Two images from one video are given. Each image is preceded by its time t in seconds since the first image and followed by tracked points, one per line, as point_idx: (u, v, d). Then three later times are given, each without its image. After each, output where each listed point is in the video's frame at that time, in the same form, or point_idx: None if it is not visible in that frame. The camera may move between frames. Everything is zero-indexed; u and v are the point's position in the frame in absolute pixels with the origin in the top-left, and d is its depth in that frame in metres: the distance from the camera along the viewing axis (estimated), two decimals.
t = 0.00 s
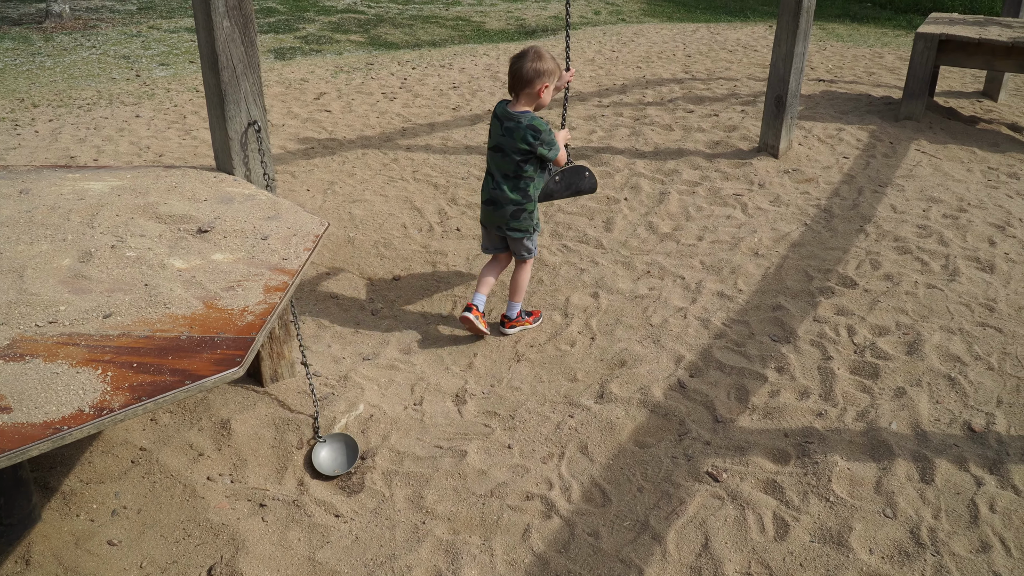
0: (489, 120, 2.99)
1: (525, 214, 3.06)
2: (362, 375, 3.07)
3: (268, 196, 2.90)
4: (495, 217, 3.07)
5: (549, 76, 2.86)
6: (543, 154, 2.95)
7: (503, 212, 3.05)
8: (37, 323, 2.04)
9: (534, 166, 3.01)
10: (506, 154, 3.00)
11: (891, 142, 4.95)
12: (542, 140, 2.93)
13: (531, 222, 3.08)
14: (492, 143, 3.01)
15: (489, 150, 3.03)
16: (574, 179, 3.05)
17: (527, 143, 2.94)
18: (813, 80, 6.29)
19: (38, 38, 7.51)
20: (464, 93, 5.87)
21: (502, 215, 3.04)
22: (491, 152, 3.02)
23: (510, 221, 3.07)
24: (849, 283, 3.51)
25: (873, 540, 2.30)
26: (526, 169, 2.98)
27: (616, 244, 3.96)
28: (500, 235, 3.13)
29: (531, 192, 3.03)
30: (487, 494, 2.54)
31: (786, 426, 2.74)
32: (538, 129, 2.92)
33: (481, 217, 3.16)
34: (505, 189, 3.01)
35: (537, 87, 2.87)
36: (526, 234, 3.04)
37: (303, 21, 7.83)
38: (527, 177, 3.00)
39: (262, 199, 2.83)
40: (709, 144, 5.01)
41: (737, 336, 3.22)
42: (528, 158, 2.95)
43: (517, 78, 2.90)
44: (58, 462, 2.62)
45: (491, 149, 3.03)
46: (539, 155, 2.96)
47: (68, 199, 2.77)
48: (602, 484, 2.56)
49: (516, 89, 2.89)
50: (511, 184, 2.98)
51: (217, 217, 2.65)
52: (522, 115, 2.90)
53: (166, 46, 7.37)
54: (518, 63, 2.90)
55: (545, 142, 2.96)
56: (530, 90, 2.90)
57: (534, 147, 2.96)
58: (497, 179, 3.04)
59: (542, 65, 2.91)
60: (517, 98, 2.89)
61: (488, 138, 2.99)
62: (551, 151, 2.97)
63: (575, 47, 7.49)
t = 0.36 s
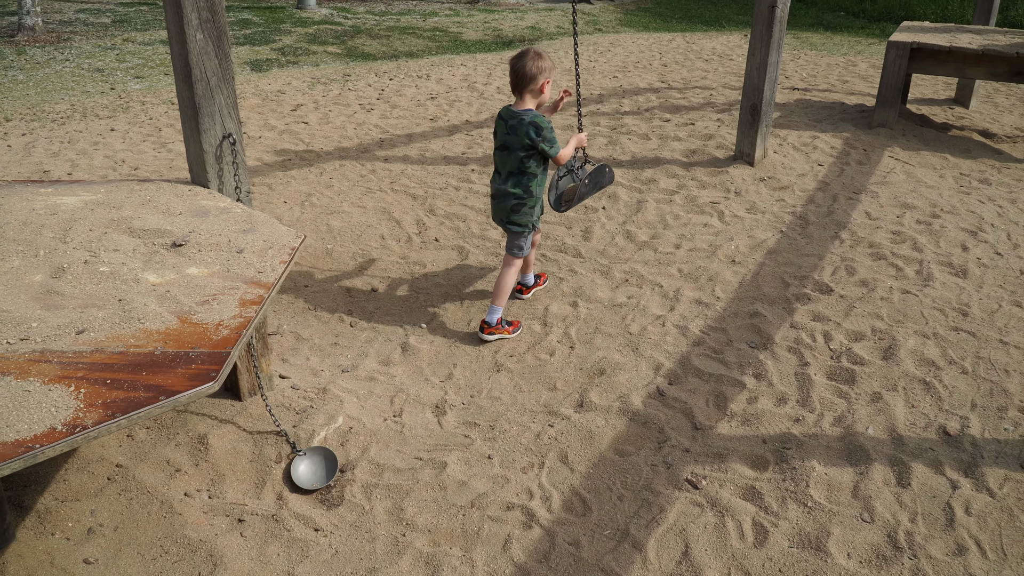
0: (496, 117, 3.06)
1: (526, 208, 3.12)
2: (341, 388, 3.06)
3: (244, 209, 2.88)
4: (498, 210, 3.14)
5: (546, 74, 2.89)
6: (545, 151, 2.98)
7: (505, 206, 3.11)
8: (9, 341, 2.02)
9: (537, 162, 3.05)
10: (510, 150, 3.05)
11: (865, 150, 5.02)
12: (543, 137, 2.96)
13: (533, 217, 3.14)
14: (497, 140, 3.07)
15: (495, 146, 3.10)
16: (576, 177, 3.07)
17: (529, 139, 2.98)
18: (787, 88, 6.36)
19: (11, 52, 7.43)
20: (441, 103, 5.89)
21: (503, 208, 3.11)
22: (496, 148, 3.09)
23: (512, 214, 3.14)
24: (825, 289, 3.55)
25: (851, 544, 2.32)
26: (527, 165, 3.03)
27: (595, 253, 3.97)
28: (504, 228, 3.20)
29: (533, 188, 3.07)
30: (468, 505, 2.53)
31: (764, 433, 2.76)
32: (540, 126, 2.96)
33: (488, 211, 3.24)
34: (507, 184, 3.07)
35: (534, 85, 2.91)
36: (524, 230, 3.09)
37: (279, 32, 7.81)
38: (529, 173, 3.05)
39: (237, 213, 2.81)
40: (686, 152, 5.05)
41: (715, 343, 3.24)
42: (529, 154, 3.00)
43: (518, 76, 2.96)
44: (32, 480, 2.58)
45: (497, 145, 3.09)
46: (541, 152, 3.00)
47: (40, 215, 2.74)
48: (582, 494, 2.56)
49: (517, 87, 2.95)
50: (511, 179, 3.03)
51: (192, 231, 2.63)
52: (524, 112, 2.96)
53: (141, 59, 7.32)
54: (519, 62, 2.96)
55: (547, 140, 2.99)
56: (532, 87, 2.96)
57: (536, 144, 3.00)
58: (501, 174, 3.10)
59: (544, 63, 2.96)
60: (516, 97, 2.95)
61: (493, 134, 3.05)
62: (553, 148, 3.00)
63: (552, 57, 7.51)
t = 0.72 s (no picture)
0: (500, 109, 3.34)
1: (527, 193, 3.32)
2: (320, 399, 3.04)
3: (218, 221, 2.86)
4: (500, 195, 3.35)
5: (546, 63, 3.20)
6: (544, 135, 3.23)
7: (507, 190, 3.33)
8: None
9: (537, 149, 3.29)
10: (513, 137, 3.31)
11: (838, 154, 5.08)
12: (543, 122, 3.23)
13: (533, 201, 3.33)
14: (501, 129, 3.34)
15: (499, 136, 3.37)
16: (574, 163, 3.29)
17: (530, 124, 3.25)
18: (762, 94, 6.43)
19: None
20: (418, 111, 5.89)
21: (505, 191, 3.32)
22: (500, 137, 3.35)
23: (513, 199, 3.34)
24: (800, 292, 3.58)
25: (828, 546, 2.34)
26: (528, 150, 3.27)
27: (573, 260, 3.98)
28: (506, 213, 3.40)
29: (533, 172, 3.30)
30: (447, 515, 2.53)
31: (742, 436, 2.78)
32: (540, 112, 3.24)
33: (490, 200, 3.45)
34: (509, 169, 3.30)
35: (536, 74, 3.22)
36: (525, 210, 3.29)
37: (254, 42, 7.77)
38: (529, 158, 3.28)
39: (211, 225, 2.79)
40: (662, 158, 5.08)
41: (692, 348, 3.25)
42: (529, 138, 3.25)
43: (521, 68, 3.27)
44: (4, 498, 2.54)
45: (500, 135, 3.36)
46: (541, 136, 3.25)
47: (10, 229, 2.70)
48: (562, 501, 2.56)
49: (521, 77, 3.26)
50: (513, 163, 3.27)
51: (164, 243, 2.60)
52: (527, 99, 3.24)
53: (114, 70, 7.26)
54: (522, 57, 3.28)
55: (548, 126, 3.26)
56: (535, 77, 3.26)
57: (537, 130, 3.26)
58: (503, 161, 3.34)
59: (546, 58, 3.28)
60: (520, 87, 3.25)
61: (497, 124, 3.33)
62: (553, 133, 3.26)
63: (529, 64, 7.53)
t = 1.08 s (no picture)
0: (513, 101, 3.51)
1: (535, 184, 3.52)
2: (295, 410, 3.01)
3: (188, 232, 2.82)
4: (509, 184, 3.54)
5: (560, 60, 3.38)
6: (554, 130, 3.42)
7: (516, 180, 3.52)
8: None
9: (547, 142, 3.48)
10: (525, 129, 3.50)
11: (810, 157, 5.14)
12: (554, 117, 3.42)
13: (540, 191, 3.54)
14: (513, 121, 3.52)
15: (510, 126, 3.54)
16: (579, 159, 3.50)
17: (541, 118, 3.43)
18: (734, 99, 6.49)
19: None
20: (392, 119, 5.88)
21: (514, 182, 3.51)
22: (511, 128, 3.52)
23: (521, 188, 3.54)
24: (773, 295, 3.61)
25: (803, 547, 2.36)
26: (538, 143, 3.46)
27: (548, 265, 3.99)
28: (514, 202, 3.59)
29: (541, 165, 3.49)
30: (424, 523, 2.52)
31: (717, 439, 2.79)
32: (552, 107, 3.42)
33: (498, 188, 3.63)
34: (519, 160, 3.49)
35: (551, 71, 3.39)
36: (532, 202, 3.48)
37: (226, 51, 7.72)
38: (539, 151, 3.47)
39: (181, 235, 2.75)
40: (636, 163, 5.11)
41: (667, 352, 3.27)
42: (540, 132, 3.44)
43: (537, 63, 3.44)
44: None
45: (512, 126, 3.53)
46: (551, 131, 3.43)
47: None
48: (539, 507, 2.56)
49: (535, 73, 3.43)
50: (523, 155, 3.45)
51: (133, 255, 2.57)
52: (539, 94, 3.42)
53: (84, 80, 7.18)
54: (537, 52, 3.44)
55: (558, 121, 3.44)
56: (548, 73, 3.44)
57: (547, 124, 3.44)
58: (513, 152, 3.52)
59: (560, 55, 3.46)
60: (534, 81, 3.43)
61: (510, 116, 3.50)
62: (561, 129, 3.45)
63: (503, 70, 7.54)
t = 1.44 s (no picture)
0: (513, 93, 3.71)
1: (536, 171, 3.69)
2: (271, 418, 2.99)
3: (158, 240, 2.79)
4: (512, 172, 3.72)
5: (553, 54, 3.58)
6: (552, 118, 3.60)
7: (518, 167, 3.70)
8: None
9: (546, 130, 3.65)
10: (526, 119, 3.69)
11: (782, 158, 5.19)
12: (551, 105, 3.60)
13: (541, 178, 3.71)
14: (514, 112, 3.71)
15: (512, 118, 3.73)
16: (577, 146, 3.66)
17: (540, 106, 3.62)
18: (708, 100, 6.54)
19: None
20: (367, 124, 5.87)
21: (516, 169, 3.69)
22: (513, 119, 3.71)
23: (523, 175, 3.72)
24: (748, 295, 3.64)
25: (778, 544, 2.37)
26: (537, 131, 3.63)
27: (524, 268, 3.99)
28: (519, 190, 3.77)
29: (542, 152, 3.66)
30: (402, 530, 2.51)
31: (694, 439, 2.80)
32: (549, 96, 3.61)
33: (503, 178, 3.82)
34: (520, 148, 3.67)
35: (546, 62, 3.59)
36: (533, 187, 3.65)
37: (199, 57, 7.66)
38: (539, 139, 3.65)
39: (150, 244, 2.72)
40: (612, 166, 5.13)
41: (644, 353, 3.28)
42: (539, 120, 3.62)
43: (533, 57, 3.65)
44: None
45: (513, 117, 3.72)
46: (549, 119, 3.61)
47: None
48: (517, 510, 2.56)
49: (531, 66, 3.63)
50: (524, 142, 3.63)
51: (102, 264, 2.54)
52: (537, 85, 3.62)
53: (54, 89, 7.10)
54: (532, 46, 3.65)
55: (555, 110, 3.62)
56: (544, 65, 3.64)
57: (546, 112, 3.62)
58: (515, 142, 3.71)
59: (554, 49, 3.65)
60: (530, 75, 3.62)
61: (510, 108, 3.70)
62: (559, 117, 3.63)
63: (478, 74, 7.55)
